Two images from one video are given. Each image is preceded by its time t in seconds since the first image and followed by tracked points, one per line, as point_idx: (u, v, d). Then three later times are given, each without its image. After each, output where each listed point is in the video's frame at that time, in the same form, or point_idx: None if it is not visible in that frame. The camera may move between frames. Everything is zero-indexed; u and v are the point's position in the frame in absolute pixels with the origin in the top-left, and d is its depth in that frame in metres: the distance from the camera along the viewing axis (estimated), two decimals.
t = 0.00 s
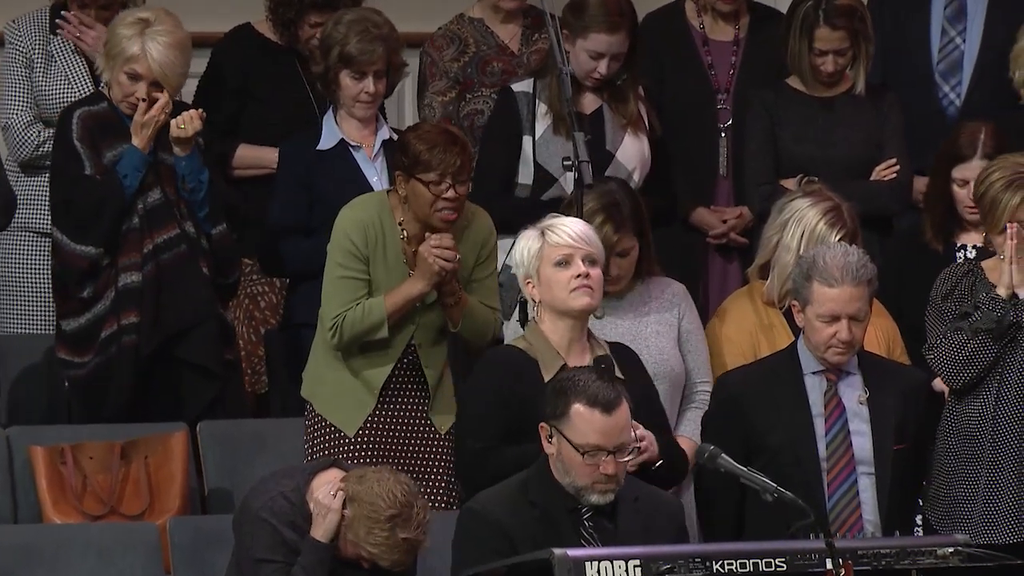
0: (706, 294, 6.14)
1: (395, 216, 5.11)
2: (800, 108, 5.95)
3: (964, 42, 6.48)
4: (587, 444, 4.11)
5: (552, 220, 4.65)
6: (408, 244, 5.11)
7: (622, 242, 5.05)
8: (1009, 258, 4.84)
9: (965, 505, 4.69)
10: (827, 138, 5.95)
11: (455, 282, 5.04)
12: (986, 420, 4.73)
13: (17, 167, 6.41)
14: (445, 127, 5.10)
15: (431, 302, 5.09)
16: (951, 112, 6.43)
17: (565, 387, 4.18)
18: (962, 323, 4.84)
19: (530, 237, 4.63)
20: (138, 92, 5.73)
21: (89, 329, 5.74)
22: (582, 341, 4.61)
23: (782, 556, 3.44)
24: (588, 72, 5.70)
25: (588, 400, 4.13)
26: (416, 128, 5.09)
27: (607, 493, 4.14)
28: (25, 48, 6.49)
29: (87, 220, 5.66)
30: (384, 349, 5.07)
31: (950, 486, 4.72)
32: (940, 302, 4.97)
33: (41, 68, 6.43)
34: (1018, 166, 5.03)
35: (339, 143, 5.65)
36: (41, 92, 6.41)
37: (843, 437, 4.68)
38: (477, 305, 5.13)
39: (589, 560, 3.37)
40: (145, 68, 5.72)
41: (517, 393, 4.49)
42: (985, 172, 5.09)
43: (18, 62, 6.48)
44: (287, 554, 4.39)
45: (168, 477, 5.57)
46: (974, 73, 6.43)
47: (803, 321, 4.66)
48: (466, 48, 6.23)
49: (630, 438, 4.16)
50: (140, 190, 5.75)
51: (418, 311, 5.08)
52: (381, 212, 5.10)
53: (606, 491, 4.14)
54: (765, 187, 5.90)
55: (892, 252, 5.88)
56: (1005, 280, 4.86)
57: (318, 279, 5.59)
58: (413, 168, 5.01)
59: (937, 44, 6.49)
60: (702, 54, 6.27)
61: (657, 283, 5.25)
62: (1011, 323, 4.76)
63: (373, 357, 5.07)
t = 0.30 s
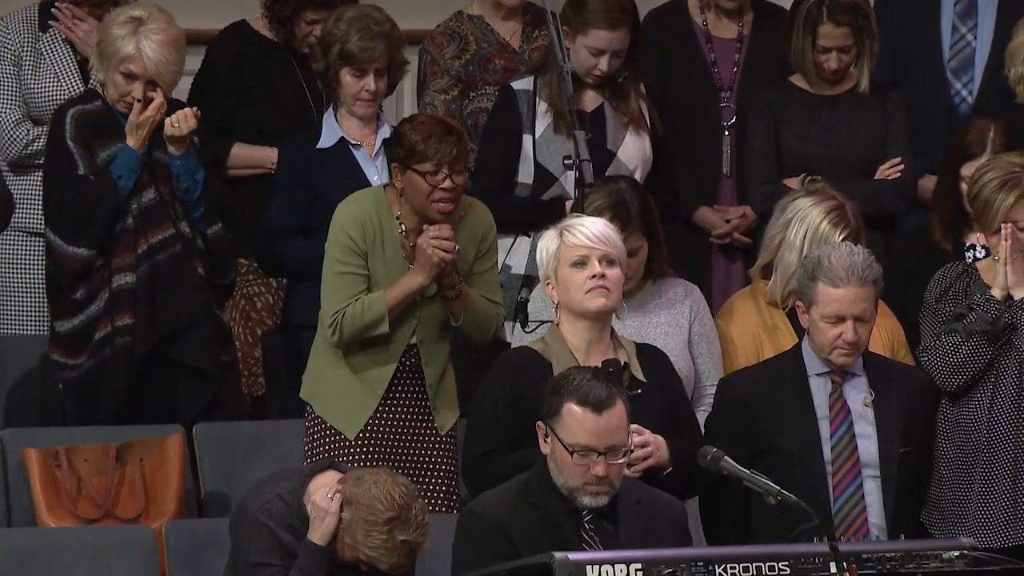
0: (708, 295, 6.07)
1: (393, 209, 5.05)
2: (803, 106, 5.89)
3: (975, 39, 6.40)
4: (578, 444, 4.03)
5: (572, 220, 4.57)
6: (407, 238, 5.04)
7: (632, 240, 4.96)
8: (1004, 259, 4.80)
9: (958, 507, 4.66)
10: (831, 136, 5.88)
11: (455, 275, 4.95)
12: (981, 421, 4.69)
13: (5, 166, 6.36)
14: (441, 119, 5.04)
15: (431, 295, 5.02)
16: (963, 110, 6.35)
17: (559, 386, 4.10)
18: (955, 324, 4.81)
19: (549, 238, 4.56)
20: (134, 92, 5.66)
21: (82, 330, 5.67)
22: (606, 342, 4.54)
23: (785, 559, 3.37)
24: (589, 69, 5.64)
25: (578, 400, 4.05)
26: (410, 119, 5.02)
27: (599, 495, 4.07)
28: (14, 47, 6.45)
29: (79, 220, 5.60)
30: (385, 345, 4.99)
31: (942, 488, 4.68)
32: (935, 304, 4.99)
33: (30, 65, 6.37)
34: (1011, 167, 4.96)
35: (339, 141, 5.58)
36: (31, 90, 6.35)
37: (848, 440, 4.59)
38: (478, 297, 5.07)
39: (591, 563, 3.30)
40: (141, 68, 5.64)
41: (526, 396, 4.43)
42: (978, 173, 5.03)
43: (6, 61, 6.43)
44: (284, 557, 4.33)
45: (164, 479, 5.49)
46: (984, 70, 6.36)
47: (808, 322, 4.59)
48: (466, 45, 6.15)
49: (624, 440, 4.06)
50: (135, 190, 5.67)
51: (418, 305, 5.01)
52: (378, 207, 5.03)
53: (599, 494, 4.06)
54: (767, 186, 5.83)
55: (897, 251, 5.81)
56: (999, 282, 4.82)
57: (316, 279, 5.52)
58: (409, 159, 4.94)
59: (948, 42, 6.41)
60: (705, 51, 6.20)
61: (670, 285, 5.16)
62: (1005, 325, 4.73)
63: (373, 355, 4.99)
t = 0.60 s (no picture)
0: (712, 296, 6.00)
1: (392, 206, 4.97)
2: (807, 103, 5.82)
3: (987, 35, 6.28)
4: (576, 445, 3.96)
5: (583, 220, 4.51)
6: (406, 234, 4.96)
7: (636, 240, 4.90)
8: (1006, 261, 4.74)
9: (962, 511, 4.61)
10: (836, 134, 5.81)
11: (457, 272, 4.89)
12: (984, 423, 4.65)
13: None
14: (440, 114, 4.96)
15: (433, 293, 4.95)
16: (974, 107, 6.21)
17: (558, 386, 4.03)
18: (958, 326, 4.76)
19: (560, 237, 4.50)
20: (133, 90, 5.57)
21: (77, 332, 5.62)
22: (617, 342, 4.47)
23: (789, 564, 3.28)
24: (590, 66, 5.56)
25: (578, 400, 3.97)
26: (409, 114, 4.94)
27: (599, 498, 3.99)
28: None
29: (72, 219, 5.54)
30: (384, 344, 4.91)
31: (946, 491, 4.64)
32: (936, 304, 4.92)
33: (17, 63, 6.27)
34: (1012, 166, 4.91)
35: (339, 139, 5.50)
36: (17, 88, 6.26)
37: (855, 443, 4.51)
38: (480, 296, 4.99)
39: (593, 567, 3.25)
40: (140, 66, 5.56)
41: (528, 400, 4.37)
42: (979, 173, 4.98)
43: None
44: (279, 561, 4.24)
45: (160, 481, 5.40)
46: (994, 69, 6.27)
47: (814, 323, 4.52)
48: (468, 42, 6.07)
49: (625, 441, 3.98)
50: (129, 189, 5.60)
51: (420, 303, 4.93)
52: (377, 204, 4.96)
53: (598, 496, 3.98)
54: (770, 185, 5.76)
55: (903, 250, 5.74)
56: (1002, 282, 4.75)
57: (314, 279, 5.44)
58: (408, 155, 4.86)
59: (959, 38, 6.29)
60: (709, 48, 6.13)
61: (668, 285, 5.05)
62: (1008, 327, 4.67)
63: (373, 354, 4.91)
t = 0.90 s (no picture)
0: (714, 297, 5.92)
1: (392, 205, 4.89)
2: (812, 101, 5.74)
3: (997, 32, 6.16)
4: (583, 450, 3.87)
5: (578, 220, 4.42)
6: (406, 234, 4.89)
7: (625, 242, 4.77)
8: (1015, 260, 4.63)
9: (968, 514, 4.55)
10: (839, 131, 5.75)
11: (457, 272, 4.82)
12: (992, 425, 4.58)
13: None
14: (442, 114, 4.88)
15: (432, 293, 4.87)
16: (983, 105, 6.08)
17: (557, 391, 3.93)
18: (967, 327, 4.67)
19: (554, 237, 4.41)
20: (127, 88, 5.49)
21: (71, 333, 5.53)
22: (612, 344, 4.39)
23: (792, 568, 3.27)
24: (592, 64, 5.48)
25: (581, 405, 3.88)
26: (411, 114, 4.86)
27: (607, 500, 3.91)
28: None
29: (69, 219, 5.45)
30: (383, 344, 4.84)
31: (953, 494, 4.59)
32: (943, 305, 4.81)
33: (7, 60, 6.18)
34: None
35: (340, 138, 5.41)
36: (8, 86, 6.16)
37: (863, 445, 4.45)
38: (480, 296, 4.92)
39: (596, 571, 3.18)
40: (135, 64, 5.48)
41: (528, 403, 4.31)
42: (988, 172, 4.91)
43: None
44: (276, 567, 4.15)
45: (155, 484, 5.32)
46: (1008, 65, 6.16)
47: (822, 325, 4.45)
48: (467, 39, 5.99)
49: (629, 442, 3.91)
50: (124, 188, 5.52)
51: (418, 303, 4.85)
52: (377, 203, 4.88)
53: (607, 498, 3.91)
54: (775, 185, 5.68)
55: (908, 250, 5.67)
56: (1011, 283, 4.64)
57: (313, 279, 5.37)
58: (409, 156, 4.78)
59: (969, 35, 6.17)
60: (712, 45, 6.04)
61: (649, 282, 4.85)
62: (1018, 328, 4.59)
63: (373, 355, 4.83)
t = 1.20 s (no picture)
0: (718, 299, 5.84)
1: (393, 206, 4.83)
2: (817, 99, 5.68)
3: (1005, 29, 6.09)
4: (586, 453, 3.80)
5: (552, 218, 4.31)
6: (407, 236, 4.82)
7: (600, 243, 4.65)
8: None
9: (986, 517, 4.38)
10: (844, 130, 5.68)
11: (457, 275, 4.76)
12: (1009, 425, 4.41)
13: None
14: (443, 114, 4.81)
15: (432, 296, 4.80)
16: (989, 102, 6.04)
17: (557, 394, 3.86)
18: (982, 328, 4.50)
19: (529, 237, 4.30)
20: (123, 86, 5.42)
21: (67, 333, 5.45)
22: (592, 345, 4.28)
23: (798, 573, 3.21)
24: (594, 61, 5.41)
25: (582, 408, 3.81)
26: (412, 114, 4.80)
27: (613, 504, 3.82)
28: None
29: (65, 219, 5.40)
30: (383, 347, 4.77)
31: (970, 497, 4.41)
32: (957, 305, 4.63)
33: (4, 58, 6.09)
34: None
35: (343, 137, 5.31)
36: (5, 85, 6.08)
37: (870, 450, 4.39)
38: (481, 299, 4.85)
39: None
40: (131, 61, 5.42)
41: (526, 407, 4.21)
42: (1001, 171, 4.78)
43: None
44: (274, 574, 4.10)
45: (150, 489, 5.23)
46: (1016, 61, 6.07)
47: (828, 326, 4.39)
48: (464, 36, 5.91)
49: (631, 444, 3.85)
50: (121, 186, 5.44)
51: (418, 306, 4.78)
52: (378, 203, 4.81)
53: (612, 501, 3.82)
54: (780, 184, 5.61)
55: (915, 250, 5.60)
56: None
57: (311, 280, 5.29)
58: (410, 157, 4.72)
59: (976, 32, 6.10)
60: (715, 43, 5.95)
61: (628, 282, 4.78)
62: None
63: (373, 358, 4.77)
